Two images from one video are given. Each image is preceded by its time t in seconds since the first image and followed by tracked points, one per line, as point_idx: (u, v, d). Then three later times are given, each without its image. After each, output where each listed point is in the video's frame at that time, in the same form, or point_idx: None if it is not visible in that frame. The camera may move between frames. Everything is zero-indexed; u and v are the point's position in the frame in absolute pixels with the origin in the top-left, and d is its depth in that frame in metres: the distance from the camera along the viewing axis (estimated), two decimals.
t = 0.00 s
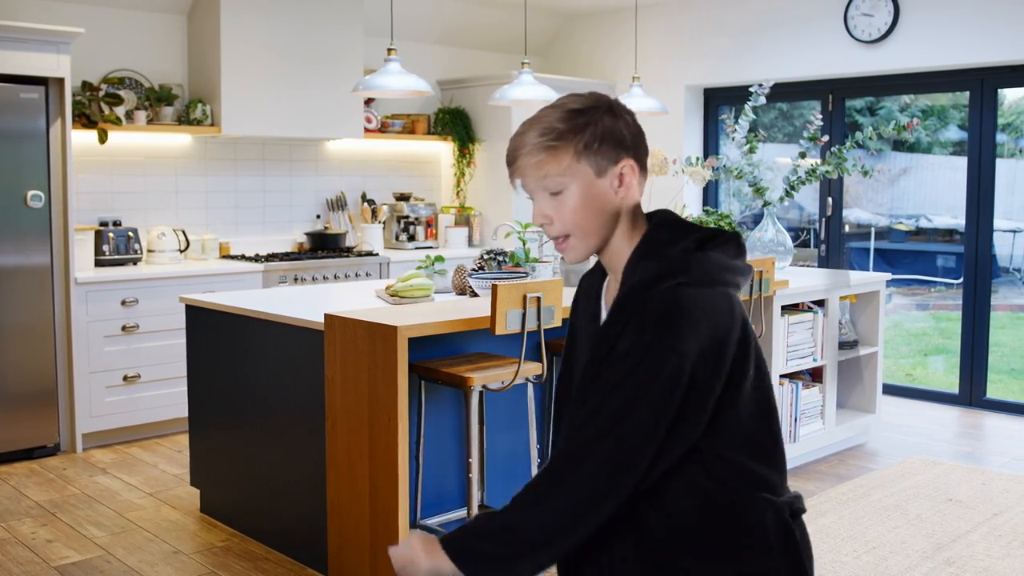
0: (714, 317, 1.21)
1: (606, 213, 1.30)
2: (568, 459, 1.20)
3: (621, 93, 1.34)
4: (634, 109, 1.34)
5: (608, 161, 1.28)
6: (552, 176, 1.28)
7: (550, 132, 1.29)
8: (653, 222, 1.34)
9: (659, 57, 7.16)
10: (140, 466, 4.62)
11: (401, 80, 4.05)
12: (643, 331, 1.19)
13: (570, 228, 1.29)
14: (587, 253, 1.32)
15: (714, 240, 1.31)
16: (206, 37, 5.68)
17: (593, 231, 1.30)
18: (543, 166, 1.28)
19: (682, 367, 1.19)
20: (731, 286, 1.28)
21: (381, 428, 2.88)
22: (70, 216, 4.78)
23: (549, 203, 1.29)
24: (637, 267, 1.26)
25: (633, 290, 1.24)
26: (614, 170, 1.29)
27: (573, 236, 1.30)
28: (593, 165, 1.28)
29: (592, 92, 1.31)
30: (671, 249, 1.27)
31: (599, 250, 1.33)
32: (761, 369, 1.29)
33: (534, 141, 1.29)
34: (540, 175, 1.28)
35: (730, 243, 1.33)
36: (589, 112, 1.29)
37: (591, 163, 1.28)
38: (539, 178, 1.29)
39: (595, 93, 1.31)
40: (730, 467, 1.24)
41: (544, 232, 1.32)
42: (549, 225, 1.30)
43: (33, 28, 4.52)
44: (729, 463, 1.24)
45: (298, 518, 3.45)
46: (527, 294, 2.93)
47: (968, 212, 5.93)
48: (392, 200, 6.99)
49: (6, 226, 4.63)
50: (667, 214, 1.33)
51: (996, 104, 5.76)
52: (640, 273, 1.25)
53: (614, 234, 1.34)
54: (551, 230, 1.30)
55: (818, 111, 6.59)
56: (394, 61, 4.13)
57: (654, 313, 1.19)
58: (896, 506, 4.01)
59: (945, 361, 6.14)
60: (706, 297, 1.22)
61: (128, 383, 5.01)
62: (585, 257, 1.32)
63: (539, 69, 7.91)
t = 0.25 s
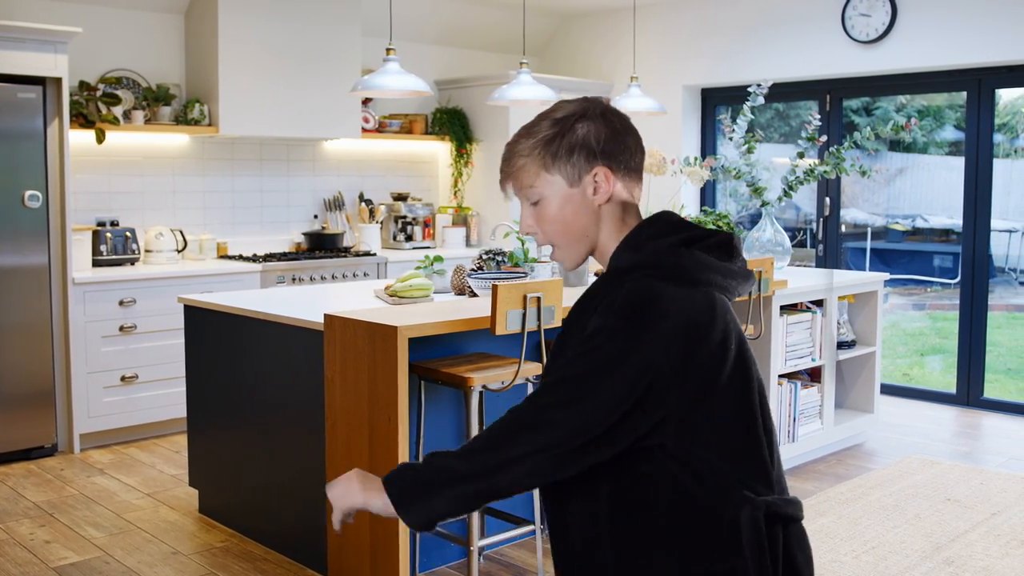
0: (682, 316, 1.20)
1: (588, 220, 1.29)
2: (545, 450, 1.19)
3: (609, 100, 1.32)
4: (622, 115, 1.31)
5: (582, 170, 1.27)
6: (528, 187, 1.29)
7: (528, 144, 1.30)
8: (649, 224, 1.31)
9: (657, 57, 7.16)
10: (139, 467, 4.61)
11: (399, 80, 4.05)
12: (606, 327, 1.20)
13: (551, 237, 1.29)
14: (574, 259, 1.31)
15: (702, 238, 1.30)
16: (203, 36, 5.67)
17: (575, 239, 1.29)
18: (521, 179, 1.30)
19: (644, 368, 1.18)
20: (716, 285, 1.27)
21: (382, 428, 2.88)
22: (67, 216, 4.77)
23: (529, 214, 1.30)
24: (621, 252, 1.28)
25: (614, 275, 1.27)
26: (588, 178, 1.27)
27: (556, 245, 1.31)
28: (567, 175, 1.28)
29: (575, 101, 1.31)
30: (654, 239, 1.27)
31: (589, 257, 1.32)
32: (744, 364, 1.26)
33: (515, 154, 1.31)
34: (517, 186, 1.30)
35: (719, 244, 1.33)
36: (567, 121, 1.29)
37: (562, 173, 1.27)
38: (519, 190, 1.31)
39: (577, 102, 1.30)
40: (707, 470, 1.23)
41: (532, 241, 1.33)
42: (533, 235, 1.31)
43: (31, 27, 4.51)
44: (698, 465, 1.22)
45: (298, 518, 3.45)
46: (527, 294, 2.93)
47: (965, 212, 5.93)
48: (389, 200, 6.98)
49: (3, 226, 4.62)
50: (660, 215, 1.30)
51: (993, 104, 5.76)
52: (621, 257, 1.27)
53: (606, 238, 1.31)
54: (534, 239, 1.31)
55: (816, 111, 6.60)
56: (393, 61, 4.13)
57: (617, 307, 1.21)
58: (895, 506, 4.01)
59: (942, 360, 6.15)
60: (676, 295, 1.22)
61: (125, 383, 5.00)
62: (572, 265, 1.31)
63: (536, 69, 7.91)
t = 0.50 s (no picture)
0: (688, 323, 1.16)
1: (593, 229, 1.28)
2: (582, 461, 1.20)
3: (599, 111, 1.33)
4: (614, 124, 1.32)
5: (586, 179, 1.26)
6: (532, 200, 1.28)
7: (527, 158, 1.29)
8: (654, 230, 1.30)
9: (654, 57, 7.17)
10: (136, 467, 4.61)
11: (398, 80, 4.04)
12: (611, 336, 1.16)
13: (557, 248, 1.28)
14: (581, 267, 1.30)
15: (694, 239, 1.27)
16: (201, 37, 5.67)
17: (582, 247, 1.28)
18: (523, 193, 1.29)
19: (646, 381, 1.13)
20: (711, 286, 1.23)
21: (382, 429, 2.87)
22: (65, 216, 4.77)
23: (534, 228, 1.28)
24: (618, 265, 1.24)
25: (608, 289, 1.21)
26: (591, 185, 1.27)
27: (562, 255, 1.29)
28: (571, 185, 1.26)
29: (566, 114, 1.31)
30: (649, 248, 1.24)
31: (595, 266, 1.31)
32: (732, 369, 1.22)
33: (514, 170, 1.30)
34: (519, 199, 1.29)
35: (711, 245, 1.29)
36: (563, 133, 1.29)
37: (567, 183, 1.26)
38: (521, 203, 1.29)
39: (569, 115, 1.30)
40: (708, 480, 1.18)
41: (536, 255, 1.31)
42: (539, 248, 1.29)
43: (28, 27, 4.50)
44: (699, 483, 1.18)
45: (297, 518, 3.44)
46: (527, 294, 2.93)
47: (962, 212, 5.95)
48: (387, 200, 6.98)
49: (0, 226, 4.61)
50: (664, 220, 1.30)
51: (989, 105, 5.77)
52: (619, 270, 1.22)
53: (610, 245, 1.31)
54: (540, 251, 1.29)
55: (813, 111, 6.61)
56: (391, 61, 4.12)
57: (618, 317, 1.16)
58: (893, 505, 4.02)
59: (939, 360, 6.16)
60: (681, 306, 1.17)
61: (123, 384, 4.99)
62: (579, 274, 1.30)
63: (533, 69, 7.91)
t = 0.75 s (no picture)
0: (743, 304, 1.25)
1: (619, 210, 1.37)
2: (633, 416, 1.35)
3: (618, 93, 1.41)
4: (633, 107, 1.41)
5: (612, 161, 1.35)
6: (561, 183, 1.36)
7: (553, 142, 1.37)
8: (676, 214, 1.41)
9: (652, 57, 7.17)
10: (135, 468, 4.60)
11: (398, 80, 4.05)
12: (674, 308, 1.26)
13: (585, 229, 1.36)
14: (607, 249, 1.38)
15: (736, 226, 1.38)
16: (198, 37, 5.66)
17: (610, 227, 1.37)
18: (551, 176, 1.37)
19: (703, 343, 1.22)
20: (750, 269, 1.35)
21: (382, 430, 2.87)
22: (63, 216, 4.76)
23: (562, 210, 1.36)
24: (672, 239, 1.33)
25: (668, 263, 1.31)
26: (618, 166, 1.35)
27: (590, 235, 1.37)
28: (598, 167, 1.35)
29: (586, 98, 1.40)
30: (704, 225, 1.34)
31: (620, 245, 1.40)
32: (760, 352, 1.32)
33: (539, 152, 1.38)
34: (548, 183, 1.37)
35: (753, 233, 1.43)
36: (587, 119, 1.38)
37: (594, 166, 1.35)
38: (549, 187, 1.37)
39: (589, 99, 1.39)
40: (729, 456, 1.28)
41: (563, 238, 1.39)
42: (567, 230, 1.37)
43: (26, 27, 4.49)
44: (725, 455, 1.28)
45: (296, 519, 3.44)
46: (527, 294, 2.92)
47: (960, 213, 5.95)
48: (385, 200, 6.97)
49: None
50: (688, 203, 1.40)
51: (987, 104, 5.78)
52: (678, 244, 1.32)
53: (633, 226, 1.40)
54: (567, 233, 1.37)
55: (811, 111, 6.61)
56: (391, 61, 4.12)
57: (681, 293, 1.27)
58: (893, 505, 4.02)
59: (936, 360, 6.16)
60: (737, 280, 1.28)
61: (121, 384, 4.98)
62: (607, 253, 1.38)
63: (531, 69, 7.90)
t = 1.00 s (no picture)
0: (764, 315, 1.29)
1: (626, 208, 1.39)
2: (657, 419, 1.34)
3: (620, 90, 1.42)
4: (638, 104, 1.41)
5: (619, 161, 1.37)
6: (567, 183, 1.37)
7: (559, 141, 1.38)
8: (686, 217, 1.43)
9: (650, 58, 7.17)
10: (134, 468, 4.59)
11: (398, 81, 4.04)
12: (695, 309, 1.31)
13: (593, 229, 1.38)
14: (615, 247, 1.40)
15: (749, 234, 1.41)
16: (197, 36, 5.65)
17: (618, 225, 1.39)
18: (557, 176, 1.38)
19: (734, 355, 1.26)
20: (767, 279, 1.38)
21: (382, 430, 2.87)
22: (62, 216, 4.75)
23: (569, 210, 1.38)
24: (691, 245, 1.35)
25: (688, 273, 1.32)
26: (626, 166, 1.37)
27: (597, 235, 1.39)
28: (606, 166, 1.36)
29: (589, 97, 1.40)
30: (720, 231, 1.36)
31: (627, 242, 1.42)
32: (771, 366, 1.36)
33: (545, 154, 1.39)
34: (555, 183, 1.38)
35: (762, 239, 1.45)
36: (593, 118, 1.38)
37: (602, 166, 1.36)
38: (556, 187, 1.38)
39: (592, 98, 1.39)
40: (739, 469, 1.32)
41: (572, 238, 1.40)
42: (574, 230, 1.39)
43: (23, 27, 4.48)
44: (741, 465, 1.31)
45: (296, 519, 3.44)
46: (528, 294, 2.92)
47: (958, 213, 5.95)
48: (383, 200, 6.97)
49: None
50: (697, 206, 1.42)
51: (986, 104, 5.78)
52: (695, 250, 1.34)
53: (640, 224, 1.42)
54: (576, 233, 1.38)
55: (809, 112, 6.61)
56: (391, 61, 4.12)
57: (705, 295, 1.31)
58: (892, 505, 4.02)
59: (935, 360, 6.16)
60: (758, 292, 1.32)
61: (120, 384, 4.97)
62: (615, 252, 1.41)
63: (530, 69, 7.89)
